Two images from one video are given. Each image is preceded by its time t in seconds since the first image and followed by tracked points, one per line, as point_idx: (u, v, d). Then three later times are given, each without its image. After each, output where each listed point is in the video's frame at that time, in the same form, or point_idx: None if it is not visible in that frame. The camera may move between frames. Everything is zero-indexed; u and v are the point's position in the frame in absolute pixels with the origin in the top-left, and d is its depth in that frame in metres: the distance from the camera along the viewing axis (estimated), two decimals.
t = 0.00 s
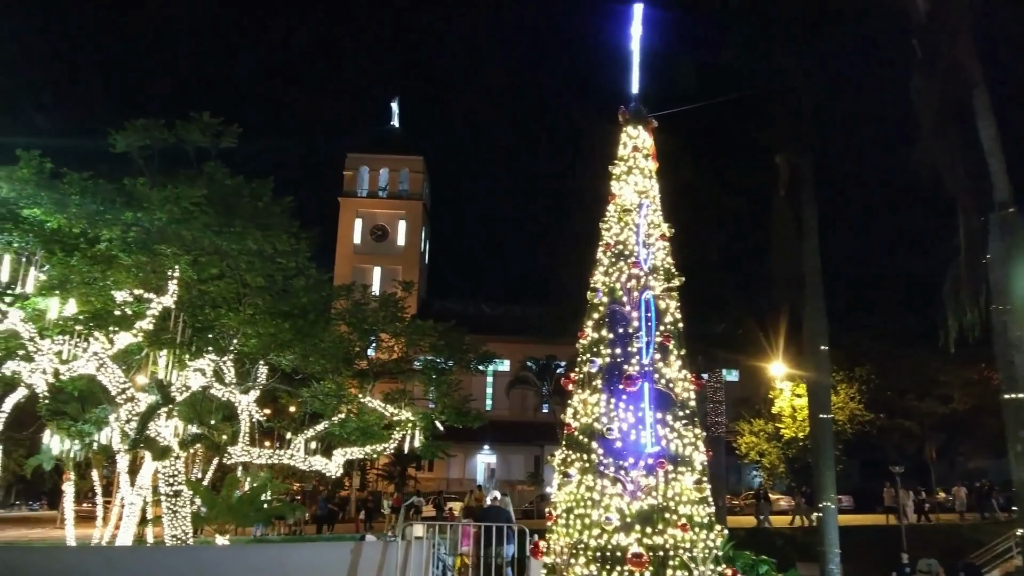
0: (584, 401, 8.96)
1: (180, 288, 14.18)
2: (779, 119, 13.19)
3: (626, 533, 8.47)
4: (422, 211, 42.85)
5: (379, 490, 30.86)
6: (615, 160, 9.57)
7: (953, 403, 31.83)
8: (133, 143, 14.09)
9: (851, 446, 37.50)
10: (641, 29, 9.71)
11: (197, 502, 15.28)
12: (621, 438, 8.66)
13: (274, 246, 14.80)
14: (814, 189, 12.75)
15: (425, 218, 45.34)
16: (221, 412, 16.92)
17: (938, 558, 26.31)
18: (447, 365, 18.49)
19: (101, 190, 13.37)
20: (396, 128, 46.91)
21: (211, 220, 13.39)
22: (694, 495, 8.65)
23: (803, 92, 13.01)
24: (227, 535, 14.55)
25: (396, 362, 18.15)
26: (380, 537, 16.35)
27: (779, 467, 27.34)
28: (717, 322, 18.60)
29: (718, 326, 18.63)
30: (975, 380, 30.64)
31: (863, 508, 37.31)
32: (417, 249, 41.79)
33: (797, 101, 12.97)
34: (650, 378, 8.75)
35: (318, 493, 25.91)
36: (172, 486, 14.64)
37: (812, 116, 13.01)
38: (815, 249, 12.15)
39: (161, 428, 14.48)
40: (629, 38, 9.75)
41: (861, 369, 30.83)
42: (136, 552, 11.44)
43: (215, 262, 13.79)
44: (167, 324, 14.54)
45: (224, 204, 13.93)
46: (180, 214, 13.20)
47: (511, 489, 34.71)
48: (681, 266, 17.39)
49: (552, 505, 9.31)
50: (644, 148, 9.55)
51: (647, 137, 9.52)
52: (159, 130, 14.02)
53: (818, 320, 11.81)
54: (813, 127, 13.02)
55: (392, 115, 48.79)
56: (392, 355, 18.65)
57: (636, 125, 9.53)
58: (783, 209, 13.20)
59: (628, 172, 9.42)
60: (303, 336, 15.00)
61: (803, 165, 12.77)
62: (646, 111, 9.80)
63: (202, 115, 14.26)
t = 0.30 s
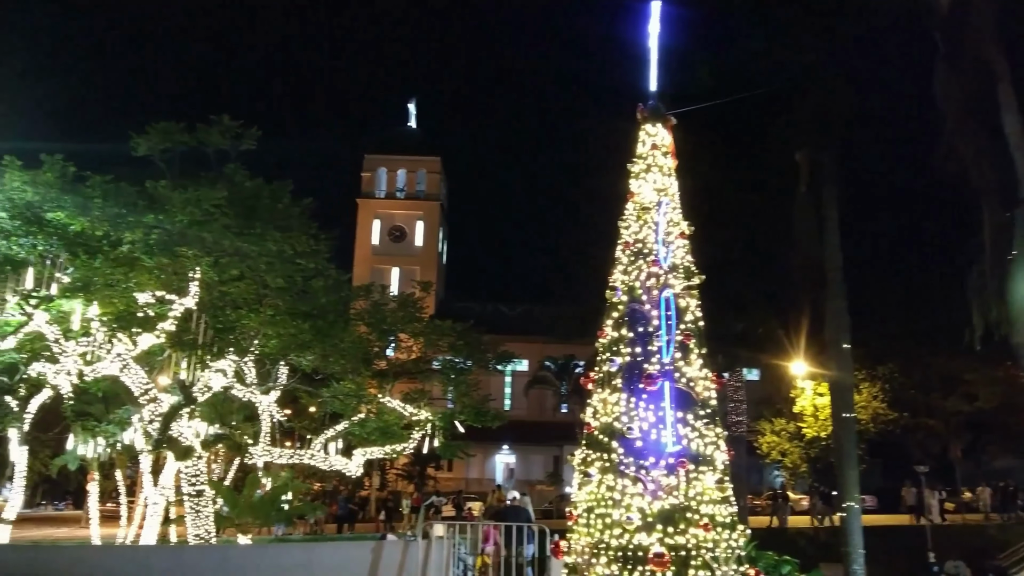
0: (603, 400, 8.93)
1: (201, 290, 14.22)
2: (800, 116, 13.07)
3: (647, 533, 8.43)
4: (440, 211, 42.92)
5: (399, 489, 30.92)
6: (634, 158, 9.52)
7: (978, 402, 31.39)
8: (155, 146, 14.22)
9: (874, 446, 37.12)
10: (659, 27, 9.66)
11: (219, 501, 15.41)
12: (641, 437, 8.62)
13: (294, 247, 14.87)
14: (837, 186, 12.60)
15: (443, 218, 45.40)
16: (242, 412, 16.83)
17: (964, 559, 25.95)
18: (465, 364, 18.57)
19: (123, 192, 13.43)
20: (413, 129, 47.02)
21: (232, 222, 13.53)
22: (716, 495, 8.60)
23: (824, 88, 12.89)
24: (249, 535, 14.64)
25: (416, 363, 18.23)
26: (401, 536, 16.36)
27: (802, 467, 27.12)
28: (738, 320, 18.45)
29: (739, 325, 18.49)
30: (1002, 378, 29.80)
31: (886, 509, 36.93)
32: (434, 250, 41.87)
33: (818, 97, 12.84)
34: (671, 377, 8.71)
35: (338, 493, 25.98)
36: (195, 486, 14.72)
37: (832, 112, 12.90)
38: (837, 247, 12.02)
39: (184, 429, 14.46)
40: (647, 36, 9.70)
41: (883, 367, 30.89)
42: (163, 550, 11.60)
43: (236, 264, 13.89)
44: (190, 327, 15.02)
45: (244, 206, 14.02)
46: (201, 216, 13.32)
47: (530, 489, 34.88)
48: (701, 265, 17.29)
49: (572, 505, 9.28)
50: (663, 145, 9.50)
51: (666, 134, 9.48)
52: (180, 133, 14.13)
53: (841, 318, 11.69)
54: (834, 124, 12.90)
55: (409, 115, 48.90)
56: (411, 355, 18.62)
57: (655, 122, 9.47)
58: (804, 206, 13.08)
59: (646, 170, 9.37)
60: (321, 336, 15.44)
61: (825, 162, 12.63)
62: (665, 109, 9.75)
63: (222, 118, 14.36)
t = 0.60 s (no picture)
0: (625, 399, 8.90)
1: (224, 291, 14.36)
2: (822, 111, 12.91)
3: (670, 532, 8.40)
4: (459, 211, 42.97)
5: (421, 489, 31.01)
6: (654, 156, 9.47)
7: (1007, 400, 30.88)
8: (178, 149, 14.36)
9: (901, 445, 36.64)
10: (679, 23, 9.59)
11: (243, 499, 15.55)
12: (663, 436, 8.59)
13: (315, 247, 14.94)
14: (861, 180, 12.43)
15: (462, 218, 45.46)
16: (265, 412, 16.78)
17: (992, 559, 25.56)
18: (485, 364, 18.41)
19: (147, 196, 13.65)
20: (432, 130, 47.11)
21: (253, 223, 13.66)
22: (740, 494, 8.54)
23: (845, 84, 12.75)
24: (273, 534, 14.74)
25: (437, 363, 18.25)
26: (422, 535, 16.39)
27: (826, 466, 26.89)
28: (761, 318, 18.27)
29: (762, 323, 18.32)
30: None
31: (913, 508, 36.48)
32: (454, 250, 41.92)
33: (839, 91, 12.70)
34: (693, 376, 8.65)
35: (360, 492, 26.04)
36: (219, 485, 14.91)
37: (854, 108, 12.75)
38: (862, 243, 11.86)
39: (208, 428, 14.69)
40: (667, 32, 9.64)
41: (910, 365, 30.69)
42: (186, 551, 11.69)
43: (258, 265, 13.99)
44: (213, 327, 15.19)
45: (265, 207, 14.11)
46: (223, 218, 13.45)
47: (552, 489, 34.93)
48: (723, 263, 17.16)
49: (595, 505, 9.24)
50: (683, 142, 9.45)
51: (686, 131, 9.42)
52: (202, 136, 14.25)
53: (865, 314, 11.54)
54: (857, 119, 12.74)
55: (428, 116, 49.01)
56: (431, 354, 18.83)
57: (675, 119, 9.43)
58: (826, 203, 12.94)
59: (666, 167, 9.31)
60: (343, 337, 15.54)
61: (848, 156, 12.48)
62: (685, 105, 9.68)
63: (243, 120, 14.45)
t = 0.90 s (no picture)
0: (649, 397, 8.85)
1: (250, 292, 14.48)
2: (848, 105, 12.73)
3: (696, 531, 8.33)
4: (481, 210, 43.02)
5: (445, 487, 31.11)
6: (677, 152, 9.42)
7: None
8: (203, 152, 14.52)
9: (931, 444, 36.12)
10: (701, 18, 9.53)
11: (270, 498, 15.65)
12: (688, 435, 8.54)
13: (338, 247, 15.06)
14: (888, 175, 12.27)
15: (484, 217, 45.51)
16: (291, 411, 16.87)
17: None
18: (509, 363, 18.46)
19: (173, 198, 13.84)
20: (454, 129, 47.21)
21: (278, 224, 13.77)
22: (767, 492, 8.47)
23: (871, 78, 12.60)
24: (298, 532, 14.86)
25: (460, 362, 18.27)
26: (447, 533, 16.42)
27: (854, 464, 26.56)
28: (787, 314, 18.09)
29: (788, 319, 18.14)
30: None
31: (943, 507, 35.99)
32: (476, 249, 41.98)
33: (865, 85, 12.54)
34: (718, 373, 8.58)
35: (385, 490, 26.14)
36: (246, 483, 15.08)
37: (881, 102, 12.58)
38: (890, 239, 11.70)
39: (234, 428, 14.79)
40: (689, 27, 9.58)
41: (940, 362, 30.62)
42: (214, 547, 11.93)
43: (283, 265, 14.10)
44: (239, 328, 15.36)
45: (289, 208, 14.22)
46: (248, 220, 13.58)
47: (576, 487, 34.89)
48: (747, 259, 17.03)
49: (619, 504, 9.20)
50: (707, 137, 9.38)
51: (709, 127, 9.36)
52: (227, 138, 14.39)
53: (893, 311, 11.39)
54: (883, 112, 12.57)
55: (450, 115, 49.12)
56: (454, 353, 18.75)
57: (698, 115, 9.36)
58: (853, 198, 12.79)
59: (689, 163, 9.25)
60: (366, 335, 15.62)
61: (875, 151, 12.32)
62: (708, 100, 9.61)
63: (267, 122, 14.56)
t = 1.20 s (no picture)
0: (677, 395, 8.79)
1: (277, 292, 14.55)
2: (876, 98, 12.50)
3: (725, 529, 8.26)
4: (504, 208, 43.02)
5: (471, 485, 31.20)
6: (702, 148, 9.35)
7: None
8: (230, 153, 14.66)
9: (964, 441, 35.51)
10: (726, 11, 9.43)
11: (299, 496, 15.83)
12: (717, 432, 8.47)
13: (364, 246, 15.16)
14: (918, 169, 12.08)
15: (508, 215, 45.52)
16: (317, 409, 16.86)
17: None
18: (532, 361, 18.60)
19: (202, 200, 13.98)
20: (477, 128, 47.24)
21: (304, 224, 13.85)
22: (797, 490, 8.37)
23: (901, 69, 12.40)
24: (327, 529, 14.94)
25: (484, 360, 18.36)
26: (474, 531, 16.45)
27: (886, 463, 26.15)
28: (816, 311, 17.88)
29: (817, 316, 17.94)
30: None
31: (976, 506, 35.39)
32: (500, 247, 41.98)
33: (895, 78, 12.35)
34: (747, 370, 8.50)
35: (411, 488, 26.24)
36: (275, 481, 15.26)
37: (910, 94, 12.38)
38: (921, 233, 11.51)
39: (263, 426, 15.07)
40: (714, 20, 9.48)
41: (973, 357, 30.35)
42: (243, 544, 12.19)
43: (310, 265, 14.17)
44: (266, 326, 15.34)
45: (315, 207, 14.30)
46: (275, 220, 13.71)
47: (603, 485, 34.83)
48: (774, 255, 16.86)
49: (647, 502, 9.13)
50: (733, 132, 9.29)
51: (735, 121, 9.27)
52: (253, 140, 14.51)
53: (925, 307, 11.21)
54: (913, 105, 12.37)
55: (473, 114, 49.17)
56: (478, 351, 18.81)
57: (724, 109, 9.28)
58: (882, 193, 12.60)
59: (716, 158, 9.17)
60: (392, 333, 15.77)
61: (905, 144, 12.12)
62: (734, 94, 9.52)
63: (292, 123, 14.67)
